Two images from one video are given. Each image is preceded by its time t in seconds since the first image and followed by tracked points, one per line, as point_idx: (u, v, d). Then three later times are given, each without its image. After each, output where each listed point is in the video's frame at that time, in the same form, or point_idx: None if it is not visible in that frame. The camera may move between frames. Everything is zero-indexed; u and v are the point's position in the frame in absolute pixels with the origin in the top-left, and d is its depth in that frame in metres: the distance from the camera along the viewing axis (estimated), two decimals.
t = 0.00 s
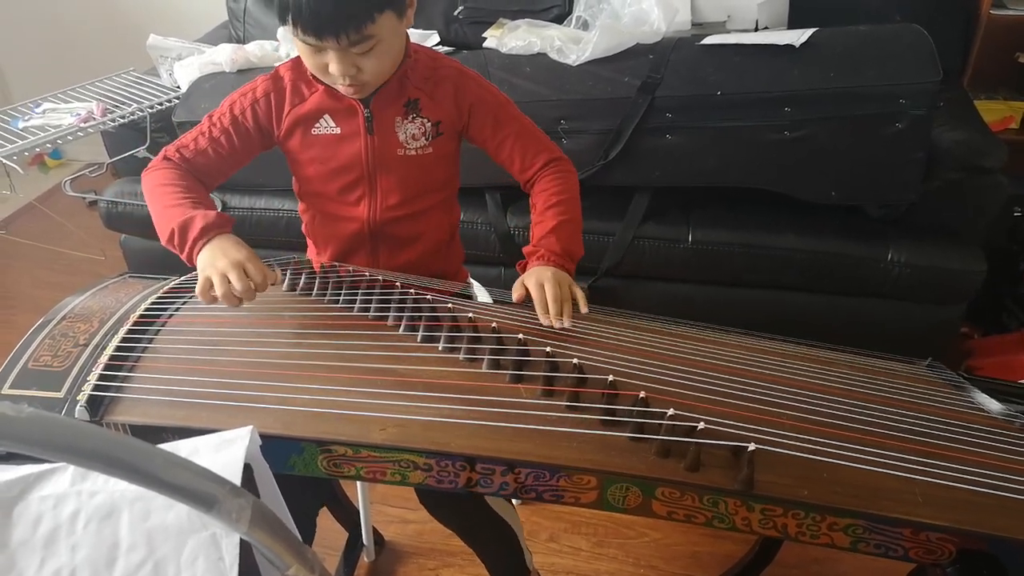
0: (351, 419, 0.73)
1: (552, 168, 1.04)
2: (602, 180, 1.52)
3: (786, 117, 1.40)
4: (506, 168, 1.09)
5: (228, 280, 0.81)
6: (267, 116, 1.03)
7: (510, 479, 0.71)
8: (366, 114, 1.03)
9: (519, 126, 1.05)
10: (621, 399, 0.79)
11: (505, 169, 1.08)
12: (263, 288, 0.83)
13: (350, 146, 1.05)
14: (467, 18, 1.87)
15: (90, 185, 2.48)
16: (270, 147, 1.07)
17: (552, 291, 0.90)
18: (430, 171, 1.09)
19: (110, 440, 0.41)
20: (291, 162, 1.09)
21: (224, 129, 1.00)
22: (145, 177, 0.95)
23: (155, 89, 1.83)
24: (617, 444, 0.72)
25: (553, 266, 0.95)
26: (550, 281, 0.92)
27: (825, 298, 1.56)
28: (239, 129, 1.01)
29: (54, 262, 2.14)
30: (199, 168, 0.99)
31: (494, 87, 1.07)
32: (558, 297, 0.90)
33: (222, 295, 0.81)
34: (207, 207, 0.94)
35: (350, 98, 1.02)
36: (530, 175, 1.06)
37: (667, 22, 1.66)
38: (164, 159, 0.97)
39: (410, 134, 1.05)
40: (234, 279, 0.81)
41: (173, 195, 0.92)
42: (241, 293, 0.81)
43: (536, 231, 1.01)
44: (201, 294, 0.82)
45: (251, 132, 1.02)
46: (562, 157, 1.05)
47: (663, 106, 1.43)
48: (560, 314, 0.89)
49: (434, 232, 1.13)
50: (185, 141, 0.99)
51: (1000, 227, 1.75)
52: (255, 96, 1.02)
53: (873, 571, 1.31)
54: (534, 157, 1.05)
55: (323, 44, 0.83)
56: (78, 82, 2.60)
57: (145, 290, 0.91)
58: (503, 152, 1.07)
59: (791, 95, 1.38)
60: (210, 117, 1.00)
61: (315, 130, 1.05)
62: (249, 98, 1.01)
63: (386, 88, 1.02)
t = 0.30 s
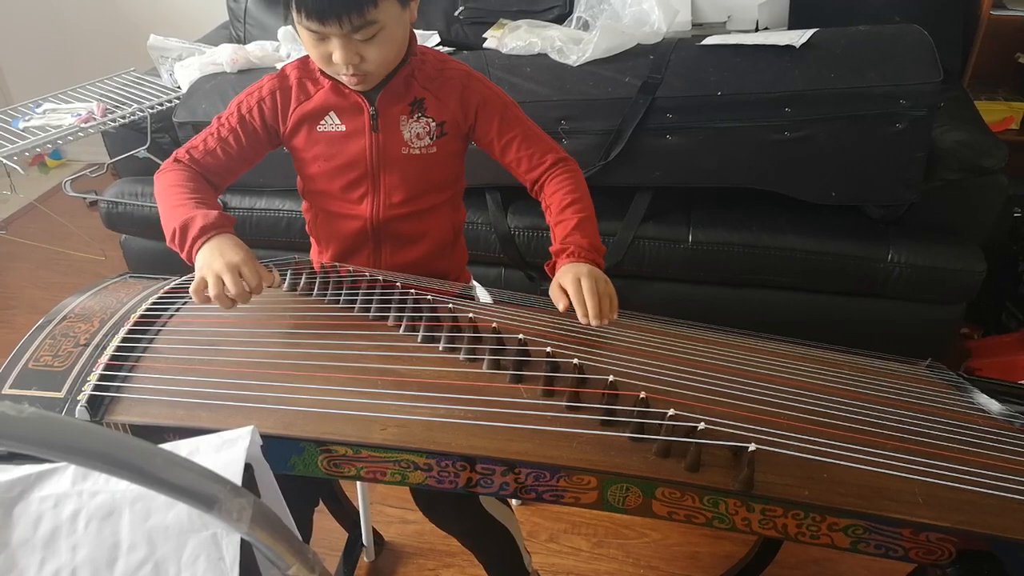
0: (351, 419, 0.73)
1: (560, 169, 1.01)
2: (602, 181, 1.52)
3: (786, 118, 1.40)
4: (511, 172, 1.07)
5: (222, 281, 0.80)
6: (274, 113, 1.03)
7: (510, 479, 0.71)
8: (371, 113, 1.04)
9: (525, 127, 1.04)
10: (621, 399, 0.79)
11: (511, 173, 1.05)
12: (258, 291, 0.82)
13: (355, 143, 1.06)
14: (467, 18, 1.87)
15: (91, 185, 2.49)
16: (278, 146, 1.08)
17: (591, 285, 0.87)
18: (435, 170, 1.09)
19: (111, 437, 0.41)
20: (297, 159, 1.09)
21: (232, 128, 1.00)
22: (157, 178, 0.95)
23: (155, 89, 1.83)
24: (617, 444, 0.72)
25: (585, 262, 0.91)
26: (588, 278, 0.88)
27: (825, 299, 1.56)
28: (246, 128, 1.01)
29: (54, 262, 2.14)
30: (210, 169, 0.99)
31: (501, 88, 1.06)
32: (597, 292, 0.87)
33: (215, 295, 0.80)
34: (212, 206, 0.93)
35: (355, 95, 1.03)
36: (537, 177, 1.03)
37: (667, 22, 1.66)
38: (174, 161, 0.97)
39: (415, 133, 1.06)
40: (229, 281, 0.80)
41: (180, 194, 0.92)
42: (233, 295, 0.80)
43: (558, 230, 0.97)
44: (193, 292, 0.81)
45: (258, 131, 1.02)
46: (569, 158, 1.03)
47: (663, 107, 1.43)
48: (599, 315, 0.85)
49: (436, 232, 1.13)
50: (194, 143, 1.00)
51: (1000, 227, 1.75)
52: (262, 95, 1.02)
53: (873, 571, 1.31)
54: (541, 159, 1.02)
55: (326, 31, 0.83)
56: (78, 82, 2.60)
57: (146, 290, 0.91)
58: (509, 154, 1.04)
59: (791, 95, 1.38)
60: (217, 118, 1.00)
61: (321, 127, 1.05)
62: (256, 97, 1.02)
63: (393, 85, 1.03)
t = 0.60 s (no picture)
0: (352, 420, 0.73)
1: (561, 169, 1.02)
2: (604, 182, 1.52)
3: (787, 119, 1.40)
4: (513, 174, 1.08)
5: (213, 293, 0.80)
6: (274, 120, 1.03)
7: (512, 480, 0.72)
8: (370, 117, 1.04)
9: (525, 128, 1.04)
10: (623, 400, 0.79)
11: (512, 173, 1.06)
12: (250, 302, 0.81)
13: (354, 149, 1.06)
14: (468, 20, 1.87)
15: (93, 188, 2.49)
16: (277, 152, 1.08)
17: (591, 288, 0.87)
18: (435, 174, 1.09)
19: (112, 438, 0.41)
20: (296, 164, 1.09)
21: (232, 137, 1.00)
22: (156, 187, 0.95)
23: (157, 92, 1.83)
24: (619, 444, 0.73)
25: (586, 262, 0.92)
26: (589, 279, 0.88)
27: (827, 300, 1.56)
28: (245, 137, 1.01)
29: (56, 264, 2.15)
30: (210, 179, 0.99)
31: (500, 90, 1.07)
32: (598, 294, 0.87)
33: (207, 310, 0.79)
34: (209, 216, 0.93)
35: (354, 100, 1.03)
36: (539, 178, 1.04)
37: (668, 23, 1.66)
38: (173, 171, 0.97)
39: (415, 137, 1.06)
40: (219, 293, 0.80)
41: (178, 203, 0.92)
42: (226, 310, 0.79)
43: (561, 230, 0.97)
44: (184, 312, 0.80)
45: (257, 138, 1.02)
46: (571, 158, 1.03)
47: (664, 108, 1.43)
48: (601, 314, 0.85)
49: (437, 235, 1.13)
50: (194, 153, 1.00)
51: (1002, 228, 1.75)
52: (261, 103, 1.02)
53: (875, 572, 1.31)
54: (541, 160, 1.03)
55: (324, 32, 0.84)
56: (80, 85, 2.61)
57: (148, 292, 0.91)
58: (509, 155, 1.05)
59: (792, 97, 1.38)
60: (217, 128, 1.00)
61: (320, 133, 1.05)
62: (255, 105, 1.02)
63: (392, 89, 1.03)
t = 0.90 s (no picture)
0: (350, 421, 0.73)
1: (551, 179, 1.04)
2: (601, 183, 1.52)
3: (784, 119, 1.40)
4: (500, 184, 1.09)
5: (211, 325, 0.79)
6: (255, 133, 1.01)
7: (509, 481, 0.72)
8: (356, 131, 1.03)
9: (514, 141, 1.06)
10: (620, 401, 0.79)
11: (501, 183, 1.07)
12: (248, 334, 0.78)
13: (341, 162, 1.05)
14: (466, 22, 1.87)
15: (91, 189, 2.49)
16: (256, 163, 1.05)
17: (591, 290, 0.89)
18: (423, 183, 1.09)
19: (105, 438, 0.41)
20: (279, 177, 1.08)
21: (210, 148, 0.97)
22: (125, 201, 0.91)
23: (155, 93, 1.83)
24: (617, 446, 0.73)
25: (581, 270, 0.93)
26: (587, 283, 0.90)
27: (824, 301, 1.56)
28: (224, 148, 0.98)
29: (54, 267, 2.15)
30: (184, 191, 0.95)
31: (487, 99, 1.08)
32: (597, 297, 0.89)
33: (201, 343, 0.77)
34: (187, 232, 0.89)
35: (338, 113, 1.02)
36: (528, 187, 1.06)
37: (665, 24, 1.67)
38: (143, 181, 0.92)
39: (402, 149, 1.06)
40: (216, 322, 0.79)
41: (153, 220, 0.88)
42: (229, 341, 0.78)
43: (553, 241, 0.98)
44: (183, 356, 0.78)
45: (237, 150, 1.00)
46: (558, 168, 1.05)
47: (662, 108, 1.43)
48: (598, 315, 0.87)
49: (427, 244, 1.14)
50: (165, 162, 0.95)
51: (999, 228, 1.75)
52: (240, 114, 1.00)
53: (874, 572, 1.31)
54: (530, 170, 1.05)
55: (309, 20, 0.84)
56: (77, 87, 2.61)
57: (145, 294, 0.91)
58: (499, 165, 1.07)
59: (789, 97, 1.38)
60: (193, 138, 0.97)
61: (304, 147, 1.04)
62: (234, 116, 0.99)
63: (379, 101, 1.03)
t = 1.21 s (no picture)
0: (352, 424, 0.73)
1: (552, 183, 1.04)
2: (602, 186, 1.52)
3: (785, 123, 1.40)
4: (500, 190, 1.09)
5: (223, 333, 0.78)
6: (251, 141, 1.01)
7: (511, 484, 0.72)
8: (355, 141, 1.03)
9: (513, 148, 1.06)
10: (622, 404, 0.79)
11: (503, 188, 1.07)
12: (263, 345, 0.78)
13: (339, 172, 1.05)
14: (467, 25, 1.87)
15: (92, 192, 2.49)
16: (251, 170, 1.05)
17: (592, 293, 0.88)
18: (421, 192, 1.09)
19: (107, 440, 0.41)
20: (277, 185, 1.08)
21: (205, 153, 0.96)
22: (117, 205, 0.90)
23: (157, 96, 1.84)
24: (618, 449, 0.73)
25: (584, 271, 0.92)
26: (589, 285, 0.89)
27: (825, 304, 1.56)
28: (221, 153, 0.98)
29: (55, 269, 2.15)
30: (176, 196, 0.95)
31: (486, 106, 1.08)
32: (598, 299, 0.88)
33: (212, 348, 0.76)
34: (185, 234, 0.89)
35: (337, 123, 1.02)
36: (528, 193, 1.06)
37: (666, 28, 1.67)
38: (135, 185, 0.92)
39: (401, 159, 1.06)
40: (229, 331, 0.78)
41: (149, 224, 0.87)
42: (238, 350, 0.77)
43: (555, 241, 0.98)
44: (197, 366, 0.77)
45: (233, 156, 0.99)
46: (560, 171, 1.06)
47: (663, 112, 1.43)
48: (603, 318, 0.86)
49: (426, 251, 1.14)
50: (159, 165, 0.95)
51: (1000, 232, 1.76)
52: (237, 121, 0.99)
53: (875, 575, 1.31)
54: (528, 178, 1.05)
55: (309, 47, 0.84)
56: (80, 90, 2.61)
57: (147, 297, 0.91)
58: (498, 172, 1.07)
59: (790, 101, 1.39)
60: (188, 143, 0.96)
61: (302, 157, 1.04)
62: (231, 123, 0.99)
63: (378, 111, 1.03)
